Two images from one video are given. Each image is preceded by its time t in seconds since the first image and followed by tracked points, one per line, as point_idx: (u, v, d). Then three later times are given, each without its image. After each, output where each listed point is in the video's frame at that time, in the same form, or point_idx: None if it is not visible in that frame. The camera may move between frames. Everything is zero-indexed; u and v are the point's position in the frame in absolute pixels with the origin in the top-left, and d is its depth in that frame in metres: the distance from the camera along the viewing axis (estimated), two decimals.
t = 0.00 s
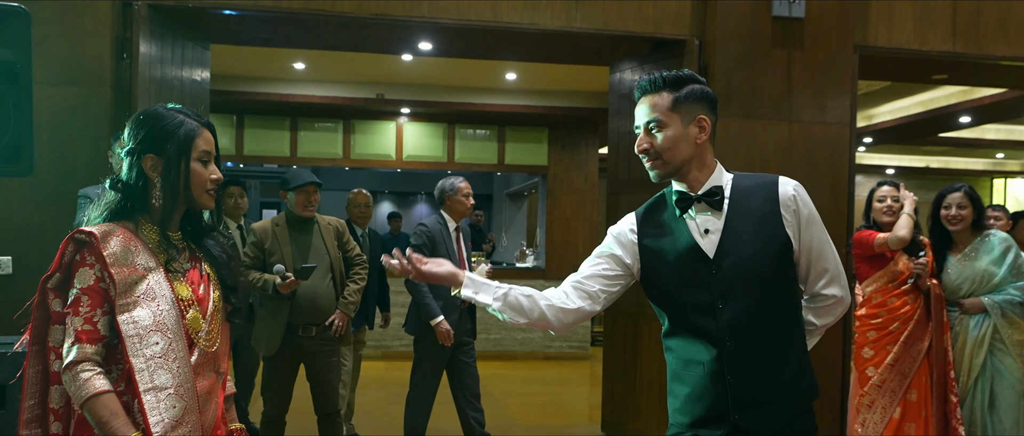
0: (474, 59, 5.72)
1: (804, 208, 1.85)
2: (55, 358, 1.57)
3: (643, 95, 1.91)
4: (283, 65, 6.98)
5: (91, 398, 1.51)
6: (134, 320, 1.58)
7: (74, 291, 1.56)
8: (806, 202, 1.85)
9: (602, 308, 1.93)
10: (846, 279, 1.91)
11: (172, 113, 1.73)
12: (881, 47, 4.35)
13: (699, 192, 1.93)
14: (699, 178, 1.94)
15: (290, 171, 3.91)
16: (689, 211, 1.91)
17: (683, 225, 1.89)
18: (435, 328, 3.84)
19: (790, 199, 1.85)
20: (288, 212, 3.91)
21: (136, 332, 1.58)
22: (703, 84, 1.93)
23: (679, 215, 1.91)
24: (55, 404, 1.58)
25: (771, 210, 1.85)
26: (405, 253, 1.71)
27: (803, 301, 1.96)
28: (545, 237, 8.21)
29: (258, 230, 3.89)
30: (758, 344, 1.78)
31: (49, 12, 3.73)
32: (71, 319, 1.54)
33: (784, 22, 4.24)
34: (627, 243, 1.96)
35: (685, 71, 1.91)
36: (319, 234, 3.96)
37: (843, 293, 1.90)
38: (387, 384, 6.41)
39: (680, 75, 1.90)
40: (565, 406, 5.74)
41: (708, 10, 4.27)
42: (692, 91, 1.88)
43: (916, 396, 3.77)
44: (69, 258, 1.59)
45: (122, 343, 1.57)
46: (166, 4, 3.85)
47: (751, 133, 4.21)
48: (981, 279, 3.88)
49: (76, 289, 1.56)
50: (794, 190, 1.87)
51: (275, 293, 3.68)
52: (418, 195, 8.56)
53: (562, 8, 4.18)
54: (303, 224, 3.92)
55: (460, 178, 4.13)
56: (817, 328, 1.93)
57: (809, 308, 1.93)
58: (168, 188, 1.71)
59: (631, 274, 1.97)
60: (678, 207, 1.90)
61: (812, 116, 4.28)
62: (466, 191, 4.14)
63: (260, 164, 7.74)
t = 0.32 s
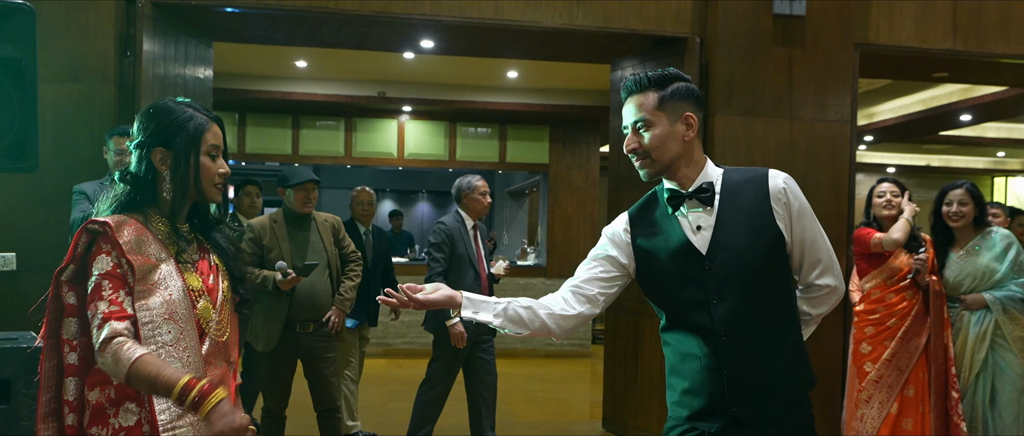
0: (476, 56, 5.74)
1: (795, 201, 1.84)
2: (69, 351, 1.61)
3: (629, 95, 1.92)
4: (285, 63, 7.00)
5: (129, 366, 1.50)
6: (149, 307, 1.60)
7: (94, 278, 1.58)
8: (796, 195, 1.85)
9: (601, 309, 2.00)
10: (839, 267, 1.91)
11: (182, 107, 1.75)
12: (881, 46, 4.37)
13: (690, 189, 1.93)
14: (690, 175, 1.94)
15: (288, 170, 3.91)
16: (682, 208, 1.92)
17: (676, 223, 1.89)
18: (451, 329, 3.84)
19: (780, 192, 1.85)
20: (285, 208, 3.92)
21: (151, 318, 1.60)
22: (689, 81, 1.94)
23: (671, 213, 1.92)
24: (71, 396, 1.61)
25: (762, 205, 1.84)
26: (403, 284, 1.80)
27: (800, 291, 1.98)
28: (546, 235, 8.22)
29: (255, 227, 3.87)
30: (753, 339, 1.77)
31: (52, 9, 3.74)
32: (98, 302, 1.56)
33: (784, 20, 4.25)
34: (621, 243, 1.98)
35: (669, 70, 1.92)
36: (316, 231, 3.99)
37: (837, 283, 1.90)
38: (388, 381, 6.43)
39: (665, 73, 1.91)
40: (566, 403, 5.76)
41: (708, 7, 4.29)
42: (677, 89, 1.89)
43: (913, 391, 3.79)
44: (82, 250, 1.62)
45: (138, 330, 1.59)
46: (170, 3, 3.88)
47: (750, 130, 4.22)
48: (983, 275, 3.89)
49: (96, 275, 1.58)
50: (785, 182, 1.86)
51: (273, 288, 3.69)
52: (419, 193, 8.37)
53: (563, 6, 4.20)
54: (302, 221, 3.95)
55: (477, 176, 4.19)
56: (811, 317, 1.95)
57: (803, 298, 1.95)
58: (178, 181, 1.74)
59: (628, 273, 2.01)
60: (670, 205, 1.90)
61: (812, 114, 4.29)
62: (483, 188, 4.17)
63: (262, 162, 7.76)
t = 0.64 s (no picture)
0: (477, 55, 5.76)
1: (793, 195, 1.85)
2: (82, 346, 1.64)
3: (626, 90, 1.91)
4: (286, 62, 7.01)
5: (197, 315, 1.52)
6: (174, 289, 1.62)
7: (122, 262, 1.59)
8: (794, 189, 1.85)
9: (603, 306, 2.01)
10: (839, 260, 1.92)
11: (185, 100, 1.76)
12: (881, 44, 4.37)
13: (687, 185, 1.93)
14: (686, 171, 1.94)
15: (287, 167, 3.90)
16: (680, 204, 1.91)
17: (674, 220, 1.89)
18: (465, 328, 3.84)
19: (778, 187, 1.85)
20: (281, 204, 3.94)
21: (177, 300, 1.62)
22: (686, 76, 1.93)
23: (669, 209, 1.91)
24: (83, 391, 1.63)
25: (760, 200, 1.84)
26: (406, 281, 1.81)
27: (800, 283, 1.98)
28: (546, 234, 8.23)
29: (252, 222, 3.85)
30: (753, 333, 1.77)
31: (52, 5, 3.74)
32: (143, 279, 1.57)
33: (785, 18, 4.26)
34: (620, 239, 1.99)
35: (666, 65, 1.92)
36: (311, 229, 4.01)
37: (837, 275, 1.91)
38: (388, 379, 6.44)
39: (662, 69, 1.91)
40: (567, 401, 5.76)
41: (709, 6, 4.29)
42: (673, 84, 1.89)
43: (907, 388, 3.78)
44: (94, 244, 1.62)
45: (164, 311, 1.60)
46: None
47: (750, 128, 4.23)
48: (985, 271, 3.89)
49: (123, 259, 1.59)
50: (783, 177, 1.86)
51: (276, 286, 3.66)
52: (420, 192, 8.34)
53: (564, 4, 4.20)
54: (297, 219, 3.95)
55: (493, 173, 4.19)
56: (811, 310, 1.96)
57: (803, 291, 1.95)
58: (183, 174, 1.74)
59: (629, 270, 2.01)
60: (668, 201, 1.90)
61: (812, 113, 4.30)
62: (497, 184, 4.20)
63: (262, 161, 7.76)
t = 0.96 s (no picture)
0: (478, 53, 5.75)
1: (800, 189, 1.80)
2: (96, 341, 1.69)
3: (631, 82, 1.90)
4: (286, 60, 6.99)
5: (258, 271, 1.65)
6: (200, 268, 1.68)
7: (154, 242, 1.65)
8: (801, 182, 1.81)
9: (608, 300, 1.99)
10: (848, 254, 1.87)
11: (185, 90, 1.77)
12: (883, 41, 4.37)
13: (692, 179, 1.91)
14: (690, 165, 1.92)
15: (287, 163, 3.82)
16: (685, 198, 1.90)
17: (679, 214, 1.88)
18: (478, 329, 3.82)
19: (785, 181, 1.81)
20: (280, 199, 3.92)
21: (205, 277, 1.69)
22: (692, 68, 1.91)
23: (675, 203, 1.90)
24: (91, 385, 1.68)
25: (766, 194, 1.82)
26: (409, 275, 1.80)
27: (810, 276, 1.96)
28: (546, 233, 8.22)
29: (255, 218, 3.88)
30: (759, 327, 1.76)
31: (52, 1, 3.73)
32: (187, 249, 1.64)
33: (788, 14, 4.25)
34: (625, 234, 1.97)
35: (672, 57, 1.90)
36: (309, 225, 4.01)
37: (846, 270, 1.87)
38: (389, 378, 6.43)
39: (667, 60, 1.89)
40: (568, 400, 5.75)
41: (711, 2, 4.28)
42: (679, 77, 1.87)
43: (906, 385, 3.76)
44: (113, 235, 1.67)
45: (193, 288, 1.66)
46: None
47: (753, 125, 4.22)
48: (988, 268, 3.88)
49: (156, 238, 1.65)
50: (789, 171, 1.82)
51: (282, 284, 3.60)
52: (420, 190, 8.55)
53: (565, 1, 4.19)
54: (294, 216, 3.93)
55: (506, 169, 4.11)
56: (819, 304, 1.93)
57: (811, 284, 1.92)
58: (188, 164, 1.76)
59: (634, 266, 2.01)
60: (673, 195, 1.89)
61: (814, 110, 4.28)
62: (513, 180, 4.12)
63: (262, 160, 7.73)
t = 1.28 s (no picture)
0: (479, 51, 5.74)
1: (809, 186, 1.78)
2: (105, 341, 1.67)
3: (638, 78, 1.88)
4: (286, 58, 6.97)
5: (289, 263, 1.68)
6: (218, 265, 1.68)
7: (174, 238, 1.64)
8: (810, 179, 1.78)
9: (614, 299, 1.98)
10: (857, 252, 1.86)
11: (185, 85, 1.76)
12: (887, 39, 4.35)
13: (699, 176, 1.88)
14: (698, 162, 1.90)
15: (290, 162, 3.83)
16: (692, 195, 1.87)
17: (686, 213, 1.85)
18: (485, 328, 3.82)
19: (793, 178, 1.79)
20: (280, 197, 3.86)
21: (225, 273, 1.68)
22: (700, 64, 1.89)
23: (682, 201, 1.87)
24: (99, 386, 1.65)
25: (774, 191, 1.79)
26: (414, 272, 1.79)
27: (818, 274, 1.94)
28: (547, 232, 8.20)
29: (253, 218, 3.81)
30: (768, 326, 1.73)
31: None
32: (211, 242, 1.64)
33: (790, 12, 4.23)
34: (631, 232, 1.95)
35: (680, 52, 1.88)
36: (308, 223, 4.00)
37: (856, 268, 1.85)
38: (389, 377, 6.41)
39: (676, 55, 1.87)
40: (570, 400, 5.73)
41: None
42: (688, 72, 1.85)
43: (909, 384, 3.75)
44: (128, 233, 1.65)
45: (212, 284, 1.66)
46: None
47: (756, 123, 4.20)
48: (991, 267, 3.86)
49: (177, 234, 1.64)
50: (798, 167, 1.79)
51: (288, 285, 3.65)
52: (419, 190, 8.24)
53: None
54: (293, 215, 3.91)
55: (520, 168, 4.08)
56: (829, 303, 1.90)
57: (821, 283, 1.89)
58: (188, 159, 1.75)
59: (640, 264, 1.99)
60: (680, 193, 1.86)
61: (817, 108, 4.26)
62: (525, 179, 4.07)
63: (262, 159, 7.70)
